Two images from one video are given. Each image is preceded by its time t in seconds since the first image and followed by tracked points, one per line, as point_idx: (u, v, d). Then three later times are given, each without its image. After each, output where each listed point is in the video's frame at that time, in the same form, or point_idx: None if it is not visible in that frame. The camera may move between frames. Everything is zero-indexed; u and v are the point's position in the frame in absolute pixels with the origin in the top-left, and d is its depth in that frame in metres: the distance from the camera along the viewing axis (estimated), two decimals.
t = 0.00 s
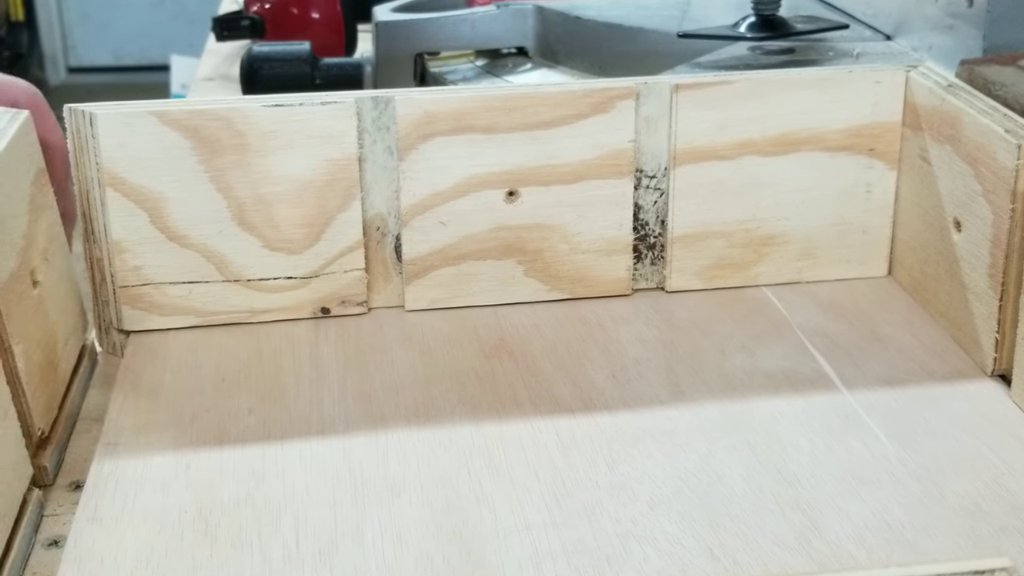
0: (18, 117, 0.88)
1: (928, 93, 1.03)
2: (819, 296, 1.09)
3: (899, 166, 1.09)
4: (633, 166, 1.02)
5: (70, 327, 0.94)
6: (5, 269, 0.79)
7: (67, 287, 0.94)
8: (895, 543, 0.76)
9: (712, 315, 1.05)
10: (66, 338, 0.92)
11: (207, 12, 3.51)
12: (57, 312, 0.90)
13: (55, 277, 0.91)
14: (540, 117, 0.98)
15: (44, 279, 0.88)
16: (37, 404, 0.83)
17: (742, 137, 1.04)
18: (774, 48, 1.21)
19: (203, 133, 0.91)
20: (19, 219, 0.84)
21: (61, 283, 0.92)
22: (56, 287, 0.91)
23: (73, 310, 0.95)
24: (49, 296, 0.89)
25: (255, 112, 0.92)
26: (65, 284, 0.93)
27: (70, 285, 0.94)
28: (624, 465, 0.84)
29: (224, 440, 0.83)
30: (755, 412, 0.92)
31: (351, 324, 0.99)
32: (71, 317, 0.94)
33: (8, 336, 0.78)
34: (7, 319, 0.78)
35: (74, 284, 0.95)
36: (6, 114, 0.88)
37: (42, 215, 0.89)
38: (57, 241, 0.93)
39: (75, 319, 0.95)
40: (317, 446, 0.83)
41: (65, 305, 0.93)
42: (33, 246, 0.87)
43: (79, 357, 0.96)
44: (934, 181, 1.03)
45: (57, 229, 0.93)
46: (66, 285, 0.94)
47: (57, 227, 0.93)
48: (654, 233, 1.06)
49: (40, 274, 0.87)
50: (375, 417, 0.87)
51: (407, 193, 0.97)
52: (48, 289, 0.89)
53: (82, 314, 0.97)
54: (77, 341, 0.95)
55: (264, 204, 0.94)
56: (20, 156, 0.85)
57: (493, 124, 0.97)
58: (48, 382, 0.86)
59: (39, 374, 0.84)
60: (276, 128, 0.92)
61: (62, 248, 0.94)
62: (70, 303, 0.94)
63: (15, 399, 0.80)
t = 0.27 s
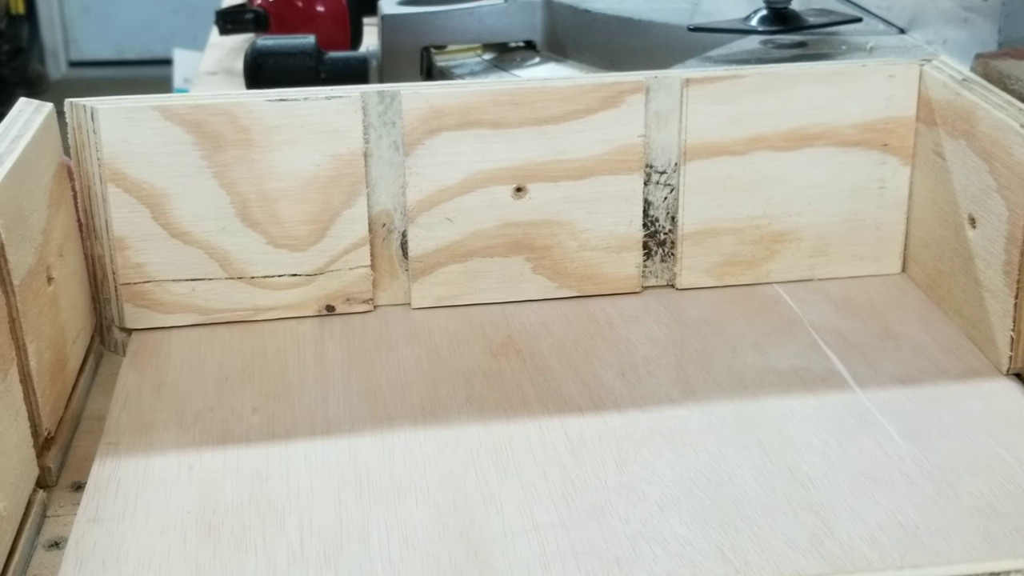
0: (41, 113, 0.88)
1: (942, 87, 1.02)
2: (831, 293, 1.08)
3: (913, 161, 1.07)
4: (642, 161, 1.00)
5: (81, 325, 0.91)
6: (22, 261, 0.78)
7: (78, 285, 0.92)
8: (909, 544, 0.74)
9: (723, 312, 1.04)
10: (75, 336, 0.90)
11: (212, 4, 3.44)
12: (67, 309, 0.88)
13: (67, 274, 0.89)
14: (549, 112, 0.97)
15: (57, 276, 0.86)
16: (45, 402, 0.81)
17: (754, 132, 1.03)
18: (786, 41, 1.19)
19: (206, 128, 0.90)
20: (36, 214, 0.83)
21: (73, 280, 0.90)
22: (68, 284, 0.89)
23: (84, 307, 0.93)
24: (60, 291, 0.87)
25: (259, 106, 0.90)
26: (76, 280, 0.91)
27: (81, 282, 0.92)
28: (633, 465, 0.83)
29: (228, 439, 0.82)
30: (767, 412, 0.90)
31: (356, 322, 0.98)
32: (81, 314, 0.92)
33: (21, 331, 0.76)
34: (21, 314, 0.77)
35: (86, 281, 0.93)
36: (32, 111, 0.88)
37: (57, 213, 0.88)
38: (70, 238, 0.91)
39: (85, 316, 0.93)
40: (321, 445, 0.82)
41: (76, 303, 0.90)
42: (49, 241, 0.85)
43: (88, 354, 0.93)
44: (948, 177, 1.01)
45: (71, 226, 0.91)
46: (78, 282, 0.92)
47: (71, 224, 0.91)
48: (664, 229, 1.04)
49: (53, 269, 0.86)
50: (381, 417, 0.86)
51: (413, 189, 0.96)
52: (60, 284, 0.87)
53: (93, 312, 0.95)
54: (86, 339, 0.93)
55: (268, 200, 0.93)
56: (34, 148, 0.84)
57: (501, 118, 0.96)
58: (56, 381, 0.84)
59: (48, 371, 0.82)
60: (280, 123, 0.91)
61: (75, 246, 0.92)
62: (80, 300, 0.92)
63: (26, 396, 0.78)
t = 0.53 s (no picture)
0: (58, 108, 0.85)
1: (957, 81, 1.00)
2: (844, 291, 1.06)
3: (927, 157, 1.05)
4: (652, 156, 0.99)
5: (93, 323, 0.89)
6: (39, 259, 0.76)
7: (91, 282, 0.89)
8: (923, 545, 0.73)
9: (734, 310, 1.02)
10: (88, 334, 0.87)
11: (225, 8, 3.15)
12: (81, 307, 0.86)
13: (82, 272, 0.87)
14: (557, 106, 0.96)
15: (72, 273, 0.84)
16: (58, 401, 0.79)
17: (766, 127, 1.01)
18: (798, 35, 1.18)
19: (210, 123, 0.88)
20: (53, 211, 0.81)
21: (87, 278, 0.88)
22: (82, 282, 0.87)
23: (96, 305, 0.90)
24: (75, 290, 0.85)
25: (263, 101, 0.89)
26: (90, 278, 0.89)
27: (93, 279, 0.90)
28: (643, 465, 0.81)
29: (232, 439, 0.81)
30: (779, 411, 0.88)
31: (362, 320, 0.97)
32: (93, 312, 0.89)
33: (36, 329, 0.75)
34: (37, 313, 0.75)
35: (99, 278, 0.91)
36: (48, 105, 0.85)
37: (72, 208, 0.85)
38: (86, 234, 0.88)
39: (97, 314, 0.90)
40: (326, 445, 0.81)
41: (90, 299, 0.88)
42: (65, 239, 0.83)
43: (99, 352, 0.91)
44: (963, 173, 1.00)
45: (87, 223, 0.89)
46: (90, 280, 0.89)
47: (88, 220, 0.89)
48: (674, 226, 1.03)
49: (69, 268, 0.83)
50: (387, 416, 0.85)
51: (420, 185, 0.95)
52: (75, 283, 0.85)
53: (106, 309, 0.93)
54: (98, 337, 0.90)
55: (273, 196, 0.91)
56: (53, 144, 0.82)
57: (509, 113, 0.94)
58: (69, 381, 0.82)
59: (61, 369, 0.80)
60: (285, 118, 0.90)
61: (91, 244, 0.89)
62: (93, 296, 0.89)
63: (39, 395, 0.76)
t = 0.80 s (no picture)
0: (78, 101, 0.84)
1: (972, 75, 0.98)
2: (857, 288, 1.04)
3: (941, 152, 1.03)
4: (663, 151, 0.97)
5: (106, 320, 0.87)
6: (57, 255, 0.75)
7: (104, 279, 0.87)
8: (938, 546, 0.71)
9: (746, 308, 1.00)
10: (101, 331, 0.85)
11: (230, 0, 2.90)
12: (96, 304, 0.84)
13: (96, 269, 0.85)
14: (566, 101, 0.94)
15: (87, 270, 0.82)
16: (70, 400, 0.77)
17: (778, 122, 1.00)
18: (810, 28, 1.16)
19: (213, 118, 0.87)
20: (70, 206, 0.79)
21: (101, 276, 0.86)
22: (97, 279, 0.85)
23: (108, 303, 0.88)
24: (90, 287, 0.83)
25: (267, 96, 0.88)
26: (103, 275, 0.87)
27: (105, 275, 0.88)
28: (653, 465, 0.80)
29: (235, 439, 0.79)
30: (791, 410, 0.87)
31: (367, 317, 0.95)
32: (106, 309, 0.87)
33: (52, 327, 0.74)
34: (54, 311, 0.74)
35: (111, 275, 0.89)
36: (67, 99, 0.84)
37: (89, 202, 0.84)
38: (100, 230, 0.86)
39: (109, 311, 0.88)
40: (331, 445, 0.80)
41: (103, 298, 0.86)
42: (82, 235, 0.81)
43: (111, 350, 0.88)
44: (979, 168, 0.98)
45: (101, 218, 0.87)
46: (104, 276, 0.87)
47: (102, 216, 0.87)
48: (685, 222, 1.01)
49: (84, 264, 0.82)
50: (393, 415, 0.83)
51: (426, 181, 0.93)
52: (91, 280, 0.83)
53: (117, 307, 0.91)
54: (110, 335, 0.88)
55: (277, 191, 0.90)
56: (71, 137, 0.80)
57: (517, 108, 0.93)
58: (81, 380, 0.79)
59: (76, 367, 0.78)
60: (289, 113, 0.88)
61: (104, 240, 0.87)
62: (106, 293, 0.87)
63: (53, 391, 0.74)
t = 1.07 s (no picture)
0: (73, 96, 0.83)
1: (989, 69, 0.96)
2: (871, 285, 1.02)
3: (957, 147, 1.02)
4: (673, 146, 0.96)
5: (105, 318, 0.85)
6: (53, 253, 0.74)
7: (103, 276, 0.86)
8: (953, 548, 0.70)
9: (758, 305, 0.99)
10: (101, 329, 0.84)
11: None
12: (95, 302, 0.83)
13: (94, 266, 0.84)
14: (575, 95, 0.93)
15: (86, 268, 0.81)
16: (70, 398, 0.75)
17: (790, 116, 0.98)
18: (824, 21, 1.14)
19: (216, 112, 0.86)
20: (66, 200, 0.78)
21: (100, 273, 0.85)
22: (95, 276, 0.84)
23: (108, 300, 0.87)
24: (88, 283, 0.82)
25: (271, 90, 0.87)
26: (102, 272, 0.86)
27: (105, 272, 0.86)
28: (664, 465, 0.78)
29: (239, 439, 0.78)
30: (804, 410, 0.85)
31: (373, 315, 0.94)
32: (105, 306, 0.86)
33: (49, 323, 0.72)
34: (51, 307, 0.73)
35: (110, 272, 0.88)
36: (62, 93, 0.83)
37: (87, 199, 0.83)
38: (99, 226, 0.85)
39: (109, 308, 0.87)
40: (337, 445, 0.78)
41: (103, 296, 0.85)
42: (79, 231, 0.80)
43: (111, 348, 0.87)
44: (995, 163, 0.96)
45: (100, 214, 0.86)
46: (103, 273, 0.86)
47: (100, 212, 0.86)
48: (696, 218, 0.99)
49: (83, 261, 0.81)
50: (399, 415, 0.82)
51: (433, 176, 0.92)
52: (89, 276, 0.82)
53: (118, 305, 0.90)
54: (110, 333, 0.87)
55: (281, 187, 0.89)
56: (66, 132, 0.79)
57: (526, 102, 0.92)
58: (81, 378, 0.78)
59: (76, 367, 0.77)
60: (294, 107, 0.87)
61: (103, 236, 0.86)
62: (105, 290, 0.86)
63: (53, 393, 0.73)
